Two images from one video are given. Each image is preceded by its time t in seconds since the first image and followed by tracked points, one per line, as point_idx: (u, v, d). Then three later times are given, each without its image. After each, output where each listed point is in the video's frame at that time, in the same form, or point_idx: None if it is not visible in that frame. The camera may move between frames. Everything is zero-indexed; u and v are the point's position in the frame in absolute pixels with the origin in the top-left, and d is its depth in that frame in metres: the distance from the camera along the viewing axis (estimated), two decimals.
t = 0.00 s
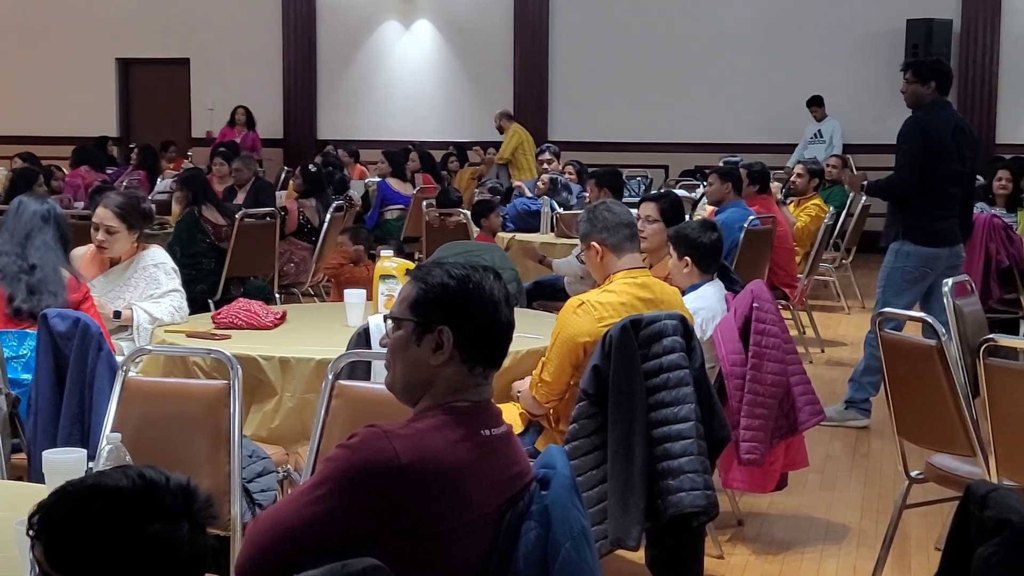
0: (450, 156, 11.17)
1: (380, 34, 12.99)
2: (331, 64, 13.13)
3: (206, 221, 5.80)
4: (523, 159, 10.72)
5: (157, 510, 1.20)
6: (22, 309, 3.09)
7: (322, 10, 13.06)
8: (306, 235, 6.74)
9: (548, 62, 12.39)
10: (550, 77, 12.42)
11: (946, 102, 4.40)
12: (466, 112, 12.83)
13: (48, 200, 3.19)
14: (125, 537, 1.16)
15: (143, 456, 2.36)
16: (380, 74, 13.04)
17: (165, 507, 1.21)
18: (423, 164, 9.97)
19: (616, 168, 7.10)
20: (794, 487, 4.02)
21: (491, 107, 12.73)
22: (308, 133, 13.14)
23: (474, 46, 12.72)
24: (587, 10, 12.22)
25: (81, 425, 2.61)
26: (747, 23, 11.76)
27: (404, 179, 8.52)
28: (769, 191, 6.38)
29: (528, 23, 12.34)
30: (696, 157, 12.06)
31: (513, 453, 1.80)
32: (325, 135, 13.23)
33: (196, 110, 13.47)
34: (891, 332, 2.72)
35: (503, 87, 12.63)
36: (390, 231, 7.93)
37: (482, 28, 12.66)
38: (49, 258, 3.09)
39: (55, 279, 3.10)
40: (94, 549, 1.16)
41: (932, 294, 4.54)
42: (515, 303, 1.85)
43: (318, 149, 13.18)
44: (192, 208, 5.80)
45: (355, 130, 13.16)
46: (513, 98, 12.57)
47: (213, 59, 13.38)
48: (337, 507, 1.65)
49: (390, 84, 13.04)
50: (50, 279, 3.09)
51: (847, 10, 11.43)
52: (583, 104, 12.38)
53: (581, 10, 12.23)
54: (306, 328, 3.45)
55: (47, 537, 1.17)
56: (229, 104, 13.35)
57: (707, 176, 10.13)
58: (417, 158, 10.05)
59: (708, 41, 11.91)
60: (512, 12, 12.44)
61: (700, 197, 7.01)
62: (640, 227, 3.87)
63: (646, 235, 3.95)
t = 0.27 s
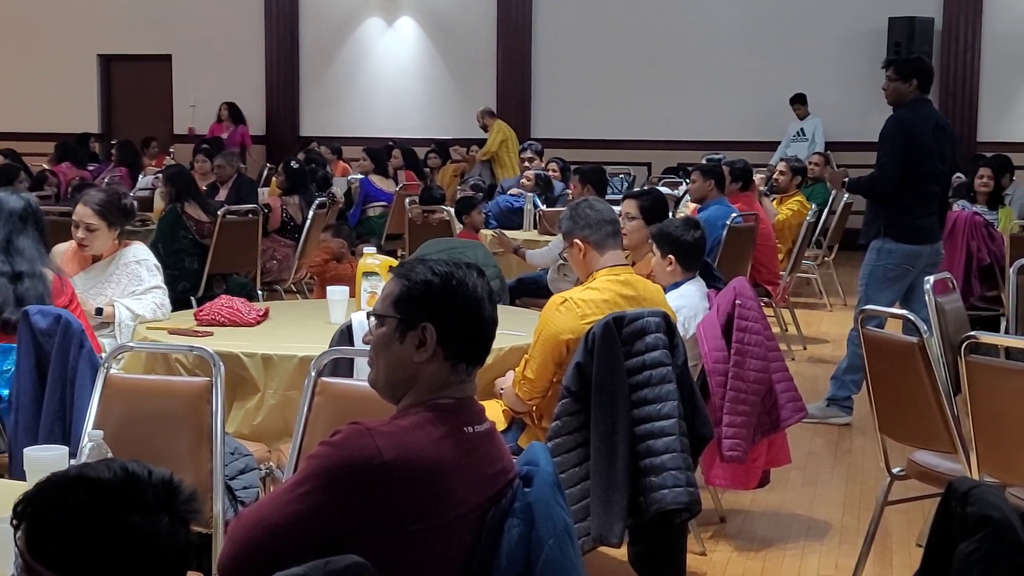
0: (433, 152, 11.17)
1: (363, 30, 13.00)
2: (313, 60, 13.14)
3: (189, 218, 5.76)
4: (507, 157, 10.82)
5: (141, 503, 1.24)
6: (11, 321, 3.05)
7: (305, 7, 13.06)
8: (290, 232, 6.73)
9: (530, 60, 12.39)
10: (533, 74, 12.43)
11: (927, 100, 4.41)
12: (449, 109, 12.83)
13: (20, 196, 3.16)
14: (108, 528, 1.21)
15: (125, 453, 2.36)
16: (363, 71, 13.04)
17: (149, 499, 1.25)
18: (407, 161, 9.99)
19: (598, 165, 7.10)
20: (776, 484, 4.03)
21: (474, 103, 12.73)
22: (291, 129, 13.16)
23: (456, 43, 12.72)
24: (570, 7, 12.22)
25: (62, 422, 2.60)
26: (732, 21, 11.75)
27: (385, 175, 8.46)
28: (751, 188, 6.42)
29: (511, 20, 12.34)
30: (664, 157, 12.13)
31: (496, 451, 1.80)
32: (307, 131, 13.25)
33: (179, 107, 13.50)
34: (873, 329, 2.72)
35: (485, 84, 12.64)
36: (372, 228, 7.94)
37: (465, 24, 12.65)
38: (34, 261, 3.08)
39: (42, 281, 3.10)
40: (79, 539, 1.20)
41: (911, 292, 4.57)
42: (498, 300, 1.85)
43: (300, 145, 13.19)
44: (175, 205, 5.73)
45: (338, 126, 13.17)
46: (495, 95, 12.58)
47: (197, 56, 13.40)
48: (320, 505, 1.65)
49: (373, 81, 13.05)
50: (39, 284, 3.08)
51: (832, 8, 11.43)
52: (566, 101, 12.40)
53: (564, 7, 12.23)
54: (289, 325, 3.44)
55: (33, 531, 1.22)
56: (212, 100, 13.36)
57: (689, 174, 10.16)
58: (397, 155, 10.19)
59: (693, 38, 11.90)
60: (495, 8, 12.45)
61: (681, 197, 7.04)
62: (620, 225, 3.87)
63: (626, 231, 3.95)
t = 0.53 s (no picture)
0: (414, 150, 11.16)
1: (345, 27, 13.00)
2: (295, 57, 13.13)
3: (169, 214, 5.83)
4: (488, 155, 10.77)
5: (122, 498, 1.24)
6: None
7: (286, 4, 13.04)
8: (271, 230, 6.68)
9: (512, 57, 12.39)
10: (514, 71, 12.43)
11: (908, 98, 4.42)
12: (431, 106, 12.82)
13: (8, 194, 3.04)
14: (91, 522, 1.21)
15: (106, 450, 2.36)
16: (345, 68, 13.03)
17: (131, 493, 1.25)
18: (389, 158, 9.99)
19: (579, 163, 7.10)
20: (757, 481, 4.03)
21: (455, 101, 12.73)
22: (271, 127, 13.14)
23: (438, 40, 12.72)
24: (553, 4, 12.22)
25: (41, 419, 2.59)
26: (717, 19, 11.76)
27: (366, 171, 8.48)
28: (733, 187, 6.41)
29: (493, 17, 12.33)
30: (658, 153, 12.10)
31: (478, 449, 1.80)
32: (288, 129, 13.23)
33: (159, 103, 13.47)
34: (854, 327, 2.74)
35: (467, 81, 12.63)
36: (354, 225, 7.89)
37: (446, 21, 12.65)
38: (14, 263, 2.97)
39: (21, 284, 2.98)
40: (62, 530, 1.21)
41: (893, 291, 4.57)
42: (479, 298, 1.85)
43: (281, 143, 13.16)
44: (155, 201, 5.81)
45: (319, 124, 13.15)
46: (477, 92, 12.57)
47: (178, 52, 13.36)
48: (300, 501, 1.65)
49: (355, 78, 13.03)
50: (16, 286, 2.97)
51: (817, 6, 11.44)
52: (549, 99, 12.39)
53: (546, 4, 12.23)
54: (270, 323, 3.43)
55: (15, 523, 1.22)
56: (193, 97, 13.33)
57: (672, 171, 10.17)
58: (378, 151, 10.25)
59: (678, 36, 11.90)
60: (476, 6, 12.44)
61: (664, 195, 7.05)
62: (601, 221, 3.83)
63: (607, 228, 3.92)
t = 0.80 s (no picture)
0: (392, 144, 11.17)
1: (321, 22, 13.02)
2: (271, 52, 13.14)
3: (143, 208, 5.78)
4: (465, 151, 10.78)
5: (90, 488, 1.24)
6: None
7: None
8: (248, 224, 6.69)
9: (490, 52, 12.39)
10: (492, 67, 12.43)
11: (886, 94, 4.42)
12: (407, 101, 12.82)
13: None
14: (75, 514, 1.20)
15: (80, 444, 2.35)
16: (322, 63, 13.05)
17: (99, 484, 1.25)
18: (367, 153, 10.00)
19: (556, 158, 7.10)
20: (733, 475, 4.04)
21: (431, 96, 12.73)
22: (247, 122, 13.16)
23: (414, 35, 12.72)
24: None
25: (15, 415, 2.57)
26: (701, 14, 11.75)
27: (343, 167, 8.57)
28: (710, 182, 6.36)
29: (470, 12, 12.34)
30: (624, 149, 12.14)
31: (454, 443, 1.80)
32: (265, 123, 13.24)
33: (135, 98, 13.45)
34: (832, 321, 2.74)
35: (444, 76, 12.64)
36: (331, 221, 7.82)
37: (422, 16, 12.65)
38: None
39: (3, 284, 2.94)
40: (57, 528, 1.19)
41: (869, 287, 4.62)
42: (455, 293, 1.85)
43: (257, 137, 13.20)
44: (129, 196, 5.79)
45: (295, 119, 13.17)
46: (454, 87, 12.59)
47: (156, 47, 13.35)
48: (277, 496, 1.64)
49: (332, 73, 13.04)
50: None
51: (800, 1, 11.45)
52: (527, 94, 12.40)
53: None
54: (246, 317, 3.42)
55: (7, 519, 1.19)
56: (171, 91, 13.34)
57: (650, 166, 10.18)
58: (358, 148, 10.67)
59: (662, 31, 11.89)
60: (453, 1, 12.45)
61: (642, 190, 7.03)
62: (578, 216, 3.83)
63: (584, 224, 3.92)
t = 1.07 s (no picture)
0: (368, 138, 11.15)
1: (296, 16, 12.98)
2: (247, 45, 13.09)
3: (117, 203, 5.73)
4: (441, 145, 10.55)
5: (61, 479, 1.21)
6: None
7: None
8: (223, 218, 6.65)
9: (467, 46, 12.37)
10: (469, 60, 12.41)
11: (861, 89, 4.45)
12: (383, 96, 12.80)
13: None
14: (61, 508, 1.18)
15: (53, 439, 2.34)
16: (297, 57, 13.02)
17: (68, 475, 1.22)
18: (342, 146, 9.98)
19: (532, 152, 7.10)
20: (709, 470, 4.05)
21: (407, 90, 12.71)
22: (222, 116, 13.11)
23: (390, 30, 12.70)
24: None
25: None
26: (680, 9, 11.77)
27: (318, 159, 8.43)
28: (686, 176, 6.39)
29: (446, 5, 12.32)
30: (601, 144, 12.16)
31: (429, 438, 1.80)
32: (240, 117, 13.20)
33: (109, 92, 13.37)
34: (806, 316, 2.75)
35: (420, 71, 12.62)
36: (307, 215, 7.84)
37: (397, 10, 12.63)
38: None
39: None
40: (56, 527, 1.16)
41: (845, 281, 4.62)
42: (430, 287, 1.84)
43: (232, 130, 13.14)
44: (102, 189, 5.72)
45: (270, 112, 13.14)
46: (430, 81, 12.57)
47: (130, 40, 13.28)
48: (252, 490, 1.63)
49: (308, 67, 13.01)
50: None
51: None
52: (504, 87, 12.39)
53: None
54: (221, 312, 3.41)
55: (5, 520, 1.15)
56: (145, 83, 13.27)
57: (626, 160, 10.20)
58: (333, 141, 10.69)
59: (642, 25, 11.91)
60: None
61: (618, 184, 7.04)
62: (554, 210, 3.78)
63: (561, 218, 3.87)
